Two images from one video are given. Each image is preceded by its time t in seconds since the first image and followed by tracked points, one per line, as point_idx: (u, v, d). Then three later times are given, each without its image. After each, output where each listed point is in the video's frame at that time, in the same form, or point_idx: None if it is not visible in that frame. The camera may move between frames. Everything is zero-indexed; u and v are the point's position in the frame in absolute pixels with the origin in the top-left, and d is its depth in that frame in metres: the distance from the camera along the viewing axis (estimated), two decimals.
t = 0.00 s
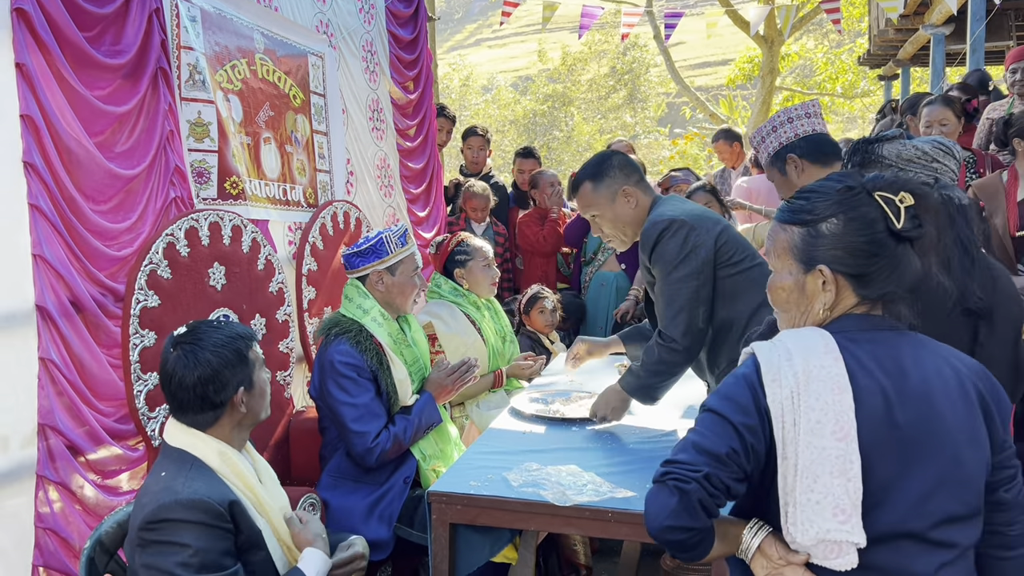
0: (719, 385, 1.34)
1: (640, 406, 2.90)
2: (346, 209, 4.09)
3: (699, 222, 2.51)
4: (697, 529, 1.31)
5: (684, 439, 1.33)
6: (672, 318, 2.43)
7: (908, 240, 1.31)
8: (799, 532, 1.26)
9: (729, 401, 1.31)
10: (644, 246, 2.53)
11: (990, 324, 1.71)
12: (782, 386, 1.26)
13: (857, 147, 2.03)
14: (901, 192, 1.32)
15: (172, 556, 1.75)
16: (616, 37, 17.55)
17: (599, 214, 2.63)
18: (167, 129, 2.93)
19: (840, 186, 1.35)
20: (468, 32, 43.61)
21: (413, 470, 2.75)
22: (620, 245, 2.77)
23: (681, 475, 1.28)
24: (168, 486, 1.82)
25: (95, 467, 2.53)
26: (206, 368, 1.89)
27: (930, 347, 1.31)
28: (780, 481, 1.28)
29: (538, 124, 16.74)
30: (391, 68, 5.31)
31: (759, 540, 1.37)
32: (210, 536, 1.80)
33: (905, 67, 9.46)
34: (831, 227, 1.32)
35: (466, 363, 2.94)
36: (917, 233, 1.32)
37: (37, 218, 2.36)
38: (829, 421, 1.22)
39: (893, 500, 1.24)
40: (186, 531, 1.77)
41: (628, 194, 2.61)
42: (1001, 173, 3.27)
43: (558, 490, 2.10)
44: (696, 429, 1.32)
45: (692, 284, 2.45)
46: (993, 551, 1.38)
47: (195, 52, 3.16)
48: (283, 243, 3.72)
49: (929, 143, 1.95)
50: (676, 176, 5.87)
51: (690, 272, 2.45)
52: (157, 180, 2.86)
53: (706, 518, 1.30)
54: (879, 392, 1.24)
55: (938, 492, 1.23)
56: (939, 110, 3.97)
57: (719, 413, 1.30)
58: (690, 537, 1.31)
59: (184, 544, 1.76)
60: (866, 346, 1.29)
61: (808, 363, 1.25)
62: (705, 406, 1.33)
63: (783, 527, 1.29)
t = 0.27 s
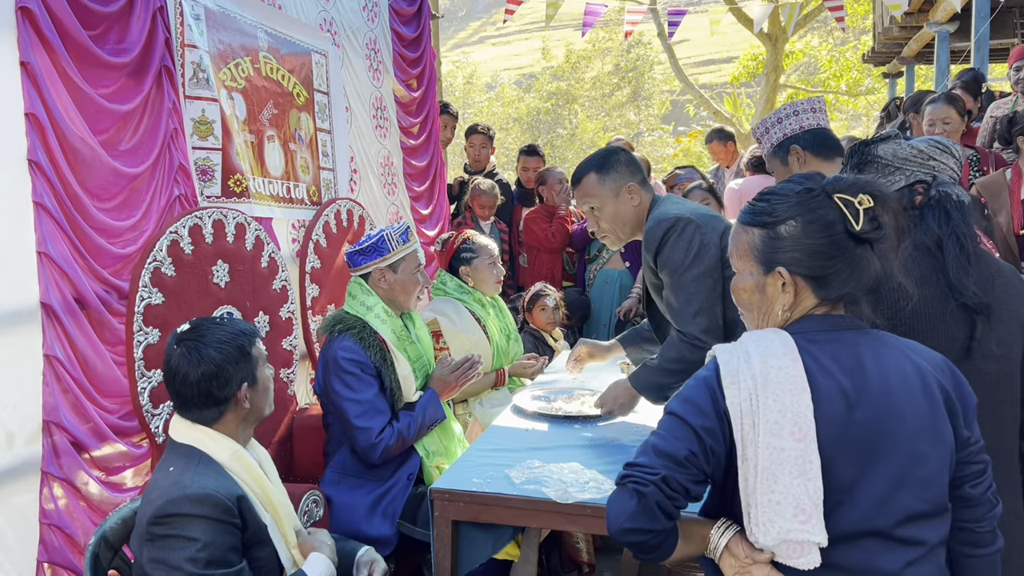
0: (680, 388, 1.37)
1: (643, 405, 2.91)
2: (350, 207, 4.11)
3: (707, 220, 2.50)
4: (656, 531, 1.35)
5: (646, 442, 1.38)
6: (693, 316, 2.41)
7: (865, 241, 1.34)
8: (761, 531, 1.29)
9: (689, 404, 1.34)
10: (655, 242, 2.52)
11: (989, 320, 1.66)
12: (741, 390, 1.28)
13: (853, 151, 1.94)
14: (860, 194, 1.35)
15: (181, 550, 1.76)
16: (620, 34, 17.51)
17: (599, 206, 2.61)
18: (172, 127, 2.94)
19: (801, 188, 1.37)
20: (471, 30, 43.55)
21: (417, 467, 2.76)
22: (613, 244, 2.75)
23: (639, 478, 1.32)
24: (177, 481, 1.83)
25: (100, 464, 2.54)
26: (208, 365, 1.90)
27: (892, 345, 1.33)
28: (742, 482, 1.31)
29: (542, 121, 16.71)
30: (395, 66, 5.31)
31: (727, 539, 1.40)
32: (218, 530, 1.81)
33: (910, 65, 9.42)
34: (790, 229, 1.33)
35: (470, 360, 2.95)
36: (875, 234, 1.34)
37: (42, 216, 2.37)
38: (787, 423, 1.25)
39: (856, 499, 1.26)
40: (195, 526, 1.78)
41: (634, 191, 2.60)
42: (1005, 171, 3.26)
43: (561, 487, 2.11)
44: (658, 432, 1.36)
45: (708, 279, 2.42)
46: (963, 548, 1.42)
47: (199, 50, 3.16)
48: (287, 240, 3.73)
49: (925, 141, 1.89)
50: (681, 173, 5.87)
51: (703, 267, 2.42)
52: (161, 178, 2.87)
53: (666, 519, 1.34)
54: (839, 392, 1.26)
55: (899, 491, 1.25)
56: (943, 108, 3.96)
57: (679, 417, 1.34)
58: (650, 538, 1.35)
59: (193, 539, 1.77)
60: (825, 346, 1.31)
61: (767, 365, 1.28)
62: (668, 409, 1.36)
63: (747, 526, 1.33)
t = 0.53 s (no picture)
0: (655, 387, 1.38)
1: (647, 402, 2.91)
2: (354, 204, 4.14)
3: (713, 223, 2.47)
4: (628, 527, 1.35)
5: (621, 440, 1.38)
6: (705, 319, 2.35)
7: (827, 249, 1.32)
8: (734, 528, 1.28)
9: (662, 403, 1.34)
10: (659, 243, 2.48)
11: (982, 320, 1.67)
12: (712, 387, 1.28)
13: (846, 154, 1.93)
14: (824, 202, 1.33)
15: (188, 543, 1.75)
16: (625, 32, 17.47)
17: (600, 200, 2.56)
18: (177, 125, 2.95)
19: (768, 192, 1.36)
20: (476, 28, 43.53)
21: (421, 465, 2.77)
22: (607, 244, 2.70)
23: (610, 475, 1.33)
24: (184, 474, 1.84)
25: (105, 460, 2.55)
26: (206, 355, 1.92)
27: (866, 344, 1.34)
28: (714, 479, 1.30)
29: (547, 119, 16.71)
30: (399, 64, 5.31)
31: (707, 535, 1.39)
32: (223, 523, 1.81)
33: (915, 62, 9.39)
34: (751, 229, 1.35)
35: (474, 358, 2.96)
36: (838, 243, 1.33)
37: (48, 213, 2.38)
38: (756, 420, 1.25)
39: (833, 495, 1.26)
40: (202, 518, 1.78)
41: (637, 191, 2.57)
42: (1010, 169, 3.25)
43: (565, 484, 2.11)
44: (632, 431, 1.37)
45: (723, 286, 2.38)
46: (947, 545, 1.42)
47: (204, 48, 3.17)
48: (292, 238, 3.73)
49: (916, 141, 1.84)
50: (687, 172, 5.86)
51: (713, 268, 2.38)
52: (166, 176, 2.88)
53: (636, 516, 1.35)
54: (810, 389, 1.27)
55: (873, 488, 1.25)
56: (947, 106, 3.94)
57: (653, 415, 1.34)
58: (622, 535, 1.36)
59: (200, 531, 1.77)
60: (797, 345, 1.32)
61: (737, 363, 1.28)
62: (643, 408, 1.37)
63: (721, 523, 1.32)
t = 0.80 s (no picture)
0: (657, 383, 1.37)
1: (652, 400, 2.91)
2: (359, 202, 4.16)
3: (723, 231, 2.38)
4: (627, 523, 1.35)
5: (621, 436, 1.38)
6: (692, 322, 2.27)
7: (829, 247, 1.32)
8: (733, 526, 1.28)
9: (663, 399, 1.34)
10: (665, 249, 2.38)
11: (978, 315, 1.66)
12: (713, 384, 1.28)
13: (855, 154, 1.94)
14: (827, 200, 1.33)
15: (203, 535, 1.76)
16: (631, 29, 17.44)
17: (602, 201, 2.44)
18: (183, 123, 2.96)
19: (771, 191, 1.36)
20: (481, 25, 43.49)
21: (427, 462, 2.77)
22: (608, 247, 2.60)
23: (609, 470, 1.33)
24: (200, 466, 1.84)
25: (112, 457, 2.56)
26: (222, 351, 1.93)
27: (871, 344, 1.33)
28: (714, 477, 1.30)
29: (552, 117, 16.68)
30: (405, 62, 5.31)
31: (707, 532, 1.39)
32: (239, 517, 1.82)
33: (922, 60, 9.35)
34: (754, 226, 1.35)
35: (480, 356, 2.96)
36: (841, 243, 1.32)
37: (55, 211, 2.39)
38: (757, 418, 1.24)
39: (834, 495, 1.26)
40: (217, 511, 1.79)
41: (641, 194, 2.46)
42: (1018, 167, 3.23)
43: (570, 482, 2.11)
44: (632, 427, 1.36)
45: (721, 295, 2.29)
46: (949, 548, 1.41)
47: (210, 46, 3.17)
48: (298, 236, 3.74)
49: (924, 138, 1.83)
50: (693, 170, 5.85)
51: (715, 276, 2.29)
52: (173, 173, 2.89)
53: (636, 512, 1.34)
54: (813, 389, 1.27)
55: (874, 488, 1.25)
56: (954, 103, 3.92)
57: (654, 411, 1.34)
58: (620, 531, 1.35)
59: (215, 524, 1.77)
60: (802, 343, 1.32)
61: (739, 361, 1.28)
62: (643, 404, 1.37)
63: (720, 521, 1.32)
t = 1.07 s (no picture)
0: (664, 382, 1.38)
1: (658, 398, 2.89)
2: (364, 200, 4.18)
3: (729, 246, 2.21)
4: (633, 522, 1.35)
5: (628, 435, 1.38)
6: (667, 331, 2.12)
7: (841, 243, 1.32)
8: (740, 526, 1.28)
9: (670, 398, 1.34)
10: (663, 261, 2.24)
11: (1010, 306, 1.66)
12: (722, 383, 1.28)
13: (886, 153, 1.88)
14: (838, 197, 1.34)
15: (239, 525, 1.75)
16: (636, 27, 17.40)
17: (596, 214, 2.28)
18: (189, 120, 2.97)
19: (781, 187, 1.36)
20: (486, 23, 43.46)
21: (431, 460, 2.78)
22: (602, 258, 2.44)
23: (616, 469, 1.33)
24: (240, 456, 1.83)
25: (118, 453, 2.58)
26: (262, 345, 1.96)
27: (878, 345, 1.33)
28: (721, 476, 1.30)
29: (556, 115, 16.65)
30: (410, 59, 5.31)
31: (712, 530, 1.40)
32: (275, 510, 1.80)
33: (928, 57, 9.31)
34: (764, 223, 1.35)
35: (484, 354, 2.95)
36: (852, 238, 1.33)
37: (62, 208, 2.40)
38: (766, 418, 1.24)
39: (841, 496, 1.26)
40: (253, 503, 1.77)
41: (639, 207, 2.30)
42: None
43: (575, 479, 2.11)
44: (639, 425, 1.36)
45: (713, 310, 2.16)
46: (953, 548, 1.41)
47: (216, 44, 3.18)
48: (303, 233, 3.75)
49: (956, 138, 1.82)
50: (699, 167, 5.84)
51: (705, 292, 2.15)
52: (179, 171, 2.90)
53: (642, 511, 1.34)
54: (821, 389, 1.27)
55: (881, 488, 1.25)
56: (960, 101, 3.90)
57: (661, 410, 1.34)
58: (627, 530, 1.35)
59: (250, 515, 1.76)
60: (810, 343, 1.32)
61: (748, 361, 1.28)
62: (650, 403, 1.37)
63: (728, 521, 1.31)
